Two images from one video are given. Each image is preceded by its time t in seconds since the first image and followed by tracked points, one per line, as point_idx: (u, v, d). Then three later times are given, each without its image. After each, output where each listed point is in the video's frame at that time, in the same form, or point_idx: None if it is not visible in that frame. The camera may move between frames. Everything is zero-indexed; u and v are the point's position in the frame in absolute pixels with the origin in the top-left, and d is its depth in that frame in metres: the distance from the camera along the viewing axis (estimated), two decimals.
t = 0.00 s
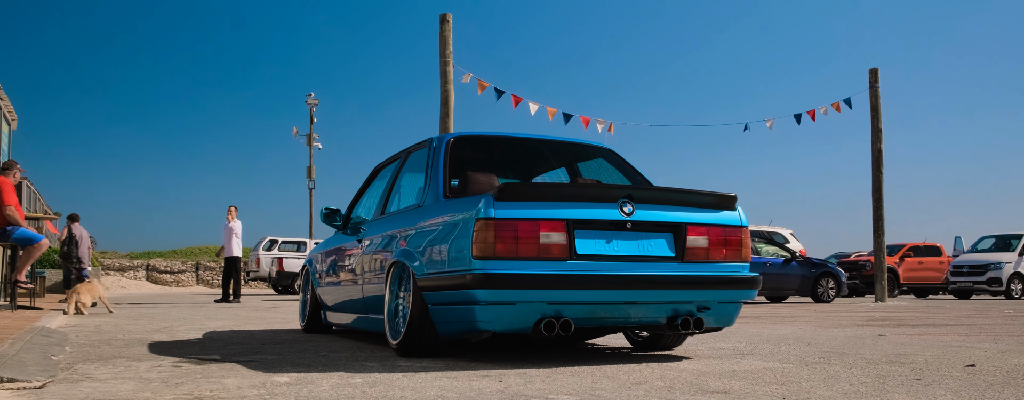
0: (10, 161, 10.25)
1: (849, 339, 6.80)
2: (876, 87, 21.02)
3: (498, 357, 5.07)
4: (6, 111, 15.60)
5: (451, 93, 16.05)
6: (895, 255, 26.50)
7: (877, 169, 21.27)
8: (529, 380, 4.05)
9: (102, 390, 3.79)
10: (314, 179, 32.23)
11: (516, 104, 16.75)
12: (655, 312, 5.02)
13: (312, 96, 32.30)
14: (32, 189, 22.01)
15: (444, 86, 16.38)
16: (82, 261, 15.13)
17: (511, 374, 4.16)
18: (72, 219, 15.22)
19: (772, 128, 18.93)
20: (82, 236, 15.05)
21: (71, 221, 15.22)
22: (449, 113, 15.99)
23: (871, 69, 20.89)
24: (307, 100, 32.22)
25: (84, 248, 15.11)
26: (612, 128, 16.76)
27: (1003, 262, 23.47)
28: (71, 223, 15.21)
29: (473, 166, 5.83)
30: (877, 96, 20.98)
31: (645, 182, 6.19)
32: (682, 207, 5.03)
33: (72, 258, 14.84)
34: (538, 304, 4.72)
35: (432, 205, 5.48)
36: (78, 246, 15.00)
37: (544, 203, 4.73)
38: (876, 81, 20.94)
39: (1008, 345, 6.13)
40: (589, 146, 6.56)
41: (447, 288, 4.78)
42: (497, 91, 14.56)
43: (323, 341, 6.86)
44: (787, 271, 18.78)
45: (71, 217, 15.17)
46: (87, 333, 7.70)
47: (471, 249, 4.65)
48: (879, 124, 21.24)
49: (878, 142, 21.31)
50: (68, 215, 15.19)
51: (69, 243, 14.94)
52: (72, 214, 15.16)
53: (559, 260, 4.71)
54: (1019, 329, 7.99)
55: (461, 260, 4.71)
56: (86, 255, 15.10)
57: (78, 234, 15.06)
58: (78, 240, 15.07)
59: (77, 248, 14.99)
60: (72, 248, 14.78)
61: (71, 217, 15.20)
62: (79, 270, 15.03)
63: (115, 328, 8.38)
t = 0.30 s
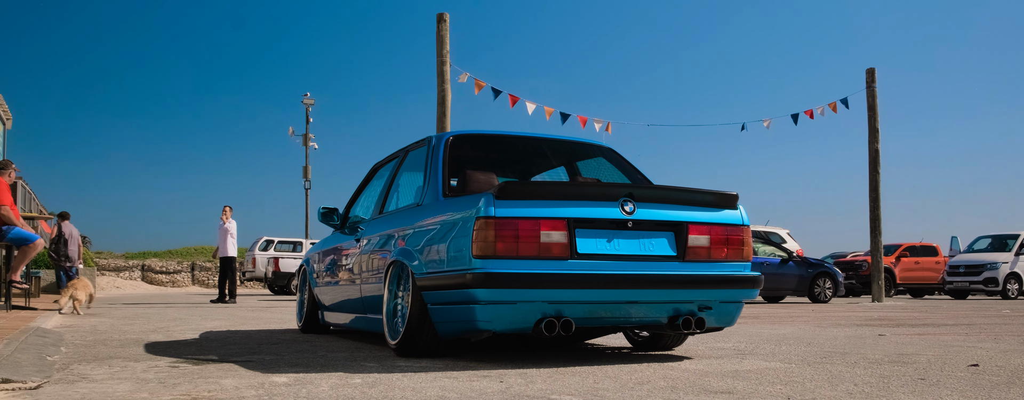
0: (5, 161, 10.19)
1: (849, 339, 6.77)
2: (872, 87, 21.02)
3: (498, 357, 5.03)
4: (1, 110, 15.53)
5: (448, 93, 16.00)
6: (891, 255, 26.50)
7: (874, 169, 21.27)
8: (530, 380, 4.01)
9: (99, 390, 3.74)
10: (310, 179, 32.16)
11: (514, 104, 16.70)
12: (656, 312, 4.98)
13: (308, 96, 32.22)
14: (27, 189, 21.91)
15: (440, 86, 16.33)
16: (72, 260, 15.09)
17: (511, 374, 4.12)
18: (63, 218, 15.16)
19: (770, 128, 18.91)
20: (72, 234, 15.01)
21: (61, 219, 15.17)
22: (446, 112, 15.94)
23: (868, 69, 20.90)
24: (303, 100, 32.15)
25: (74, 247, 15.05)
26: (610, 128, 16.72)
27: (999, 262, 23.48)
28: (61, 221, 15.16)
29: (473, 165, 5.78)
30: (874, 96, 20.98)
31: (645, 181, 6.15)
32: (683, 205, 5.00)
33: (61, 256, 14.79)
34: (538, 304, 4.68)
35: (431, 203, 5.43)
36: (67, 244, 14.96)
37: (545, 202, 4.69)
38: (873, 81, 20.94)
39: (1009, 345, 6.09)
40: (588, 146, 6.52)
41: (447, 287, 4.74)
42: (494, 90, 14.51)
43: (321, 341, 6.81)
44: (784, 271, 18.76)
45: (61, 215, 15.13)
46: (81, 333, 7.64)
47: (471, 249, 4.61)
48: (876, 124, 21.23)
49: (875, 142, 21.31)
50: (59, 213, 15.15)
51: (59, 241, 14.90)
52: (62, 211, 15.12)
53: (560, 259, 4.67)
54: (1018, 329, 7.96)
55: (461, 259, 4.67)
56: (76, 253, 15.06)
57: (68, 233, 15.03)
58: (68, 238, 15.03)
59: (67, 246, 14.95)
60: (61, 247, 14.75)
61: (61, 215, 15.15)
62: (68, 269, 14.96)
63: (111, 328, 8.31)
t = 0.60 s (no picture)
0: None
1: (850, 339, 6.74)
2: (869, 87, 21.03)
3: (497, 358, 4.99)
4: None
5: (445, 92, 15.96)
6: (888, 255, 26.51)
7: (871, 169, 21.27)
8: (531, 381, 3.97)
9: (94, 392, 3.68)
10: (306, 179, 32.10)
11: (510, 103, 16.67)
12: (657, 312, 4.94)
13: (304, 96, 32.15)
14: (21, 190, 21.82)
15: (437, 85, 16.29)
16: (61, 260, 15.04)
17: (512, 375, 4.08)
18: (54, 217, 15.10)
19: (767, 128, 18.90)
20: (63, 234, 14.97)
21: (53, 219, 15.11)
22: (443, 112, 15.90)
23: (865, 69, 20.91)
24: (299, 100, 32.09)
25: (65, 246, 15.01)
26: (607, 128, 16.69)
27: (995, 262, 23.50)
28: (52, 220, 15.11)
29: (472, 163, 5.74)
30: (871, 96, 20.99)
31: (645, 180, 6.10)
32: (685, 204, 4.96)
33: (50, 256, 14.75)
34: (539, 304, 4.64)
35: (430, 203, 5.38)
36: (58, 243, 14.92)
37: (546, 201, 4.65)
38: (870, 81, 20.95)
39: (1011, 345, 6.07)
40: (588, 145, 6.48)
41: (447, 287, 4.69)
42: (491, 90, 14.47)
43: (319, 342, 6.76)
44: (781, 271, 18.74)
45: (52, 214, 15.08)
46: (76, 333, 7.58)
47: (470, 248, 4.56)
48: (873, 124, 21.24)
49: (872, 143, 21.31)
50: (51, 212, 15.11)
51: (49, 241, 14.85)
52: (54, 210, 15.07)
53: (561, 259, 4.63)
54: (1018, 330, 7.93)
55: (461, 259, 4.63)
56: (66, 252, 15.03)
57: (60, 231, 14.98)
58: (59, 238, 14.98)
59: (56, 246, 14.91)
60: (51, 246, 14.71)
61: (52, 214, 15.10)
62: (59, 270, 14.91)
63: (106, 328, 8.25)
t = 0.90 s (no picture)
0: None
1: (850, 340, 6.71)
2: (866, 87, 21.03)
3: (497, 359, 4.94)
4: None
5: (441, 92, 15.91)
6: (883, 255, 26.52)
7: (868, 169, 21.28)
8: (532, 382, 3.92)
9: (90, 393, 3.63)
10: (301, 179, 32.03)
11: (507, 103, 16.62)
12: (658, 312, 4.90)
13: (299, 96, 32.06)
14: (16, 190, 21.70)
15: (434, 85, 16.24)
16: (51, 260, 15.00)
17: (513, 376, 4.03)
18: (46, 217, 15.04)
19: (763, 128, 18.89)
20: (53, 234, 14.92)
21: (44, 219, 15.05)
22: (439, 112, 15.85)
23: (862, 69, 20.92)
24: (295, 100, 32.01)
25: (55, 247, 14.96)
26: (603, 127, 16.66)
27: (991, 262, 23.52)
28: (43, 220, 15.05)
29: (471, 163, 5.69)
30: (868, 96, 20.99)
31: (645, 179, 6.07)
32: (687, 204, 4.92)
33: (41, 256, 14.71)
34: (539, 304, 4.60)
35: (429, 202, 5.33)
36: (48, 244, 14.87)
37: (546, 200, 4.60)
38: (867, 82, 20.96)
39: (1012, 345, 6.04)
40: (587, 144, 6.44)
41: (446, 287, 4.65)
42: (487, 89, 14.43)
43: (316, 342, 6.71)
44: (777, 271, 18.72)
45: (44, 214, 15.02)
46: (70, 334, 7.51)
47: (470, 248, 4.52)
48: (869, 125, 21.25)
49: (869, 143, 21.32)
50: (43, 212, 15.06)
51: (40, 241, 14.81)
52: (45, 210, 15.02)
53: (562, 259, 4.59)
54: (1017, 330, 7.91)
55: (460, 259, 4.58)
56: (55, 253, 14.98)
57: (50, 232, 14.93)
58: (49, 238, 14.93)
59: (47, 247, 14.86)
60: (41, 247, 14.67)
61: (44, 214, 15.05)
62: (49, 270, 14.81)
63: (100, 328, 8.18)
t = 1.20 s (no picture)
0: None
1: (850, 340, 6.69)
2: (862, 87, 21.03)
3: (496, 360, 4.90)
4: None
5: (438, 91, 15.86)
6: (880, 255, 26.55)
7: (865, 169, 21.28)
8: (533, 383, 3.88)
9: (84, 395, 3.57)
10: (297, 178, 31.94)
11: (504, 103, 16.58)
12: (658, 313, 4.87)
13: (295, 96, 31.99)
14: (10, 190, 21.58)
15: (430, 84, 16.19)
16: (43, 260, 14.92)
17: (513, 377, 3.99)
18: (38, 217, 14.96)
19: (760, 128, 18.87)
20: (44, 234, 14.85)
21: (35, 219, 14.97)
22: (436, 111, 15.80)
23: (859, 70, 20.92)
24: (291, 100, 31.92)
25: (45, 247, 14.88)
26: (599, 127, 16.62)
27: (987, 262, 23.56)
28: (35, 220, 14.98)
29: (469, 162, 5.64)
30: (864, 96, 21.00)
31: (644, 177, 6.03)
32: (687, 203, 4.88)
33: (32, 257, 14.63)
34: (539, 304, 4.56)
35: (428, 201, 5.29)
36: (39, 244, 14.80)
37: (546, 200, 4.56)
38: (863, 82, 20.96)
39: (1012, 346, 6.03)
40: (587, 143, 6.40)
41: (446, 287, 4.61)
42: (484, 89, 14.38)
43: (313, 343, 6.66)
44: (774, 271, 18.71)
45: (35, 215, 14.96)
46: (65, 334, 7.45)
47: (470, 247, 4.47)
48: (866, 125, 21.25)
49: (865, 143, 21.32)
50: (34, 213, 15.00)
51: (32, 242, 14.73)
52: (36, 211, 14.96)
53: (562, 259, 4.55)
54: (1016, 330, 7.89)
55: (459, 259, 4.54)
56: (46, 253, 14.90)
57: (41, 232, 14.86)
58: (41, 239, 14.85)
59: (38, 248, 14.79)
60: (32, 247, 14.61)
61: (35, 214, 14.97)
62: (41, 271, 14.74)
63: (95, 329, 8.12)
